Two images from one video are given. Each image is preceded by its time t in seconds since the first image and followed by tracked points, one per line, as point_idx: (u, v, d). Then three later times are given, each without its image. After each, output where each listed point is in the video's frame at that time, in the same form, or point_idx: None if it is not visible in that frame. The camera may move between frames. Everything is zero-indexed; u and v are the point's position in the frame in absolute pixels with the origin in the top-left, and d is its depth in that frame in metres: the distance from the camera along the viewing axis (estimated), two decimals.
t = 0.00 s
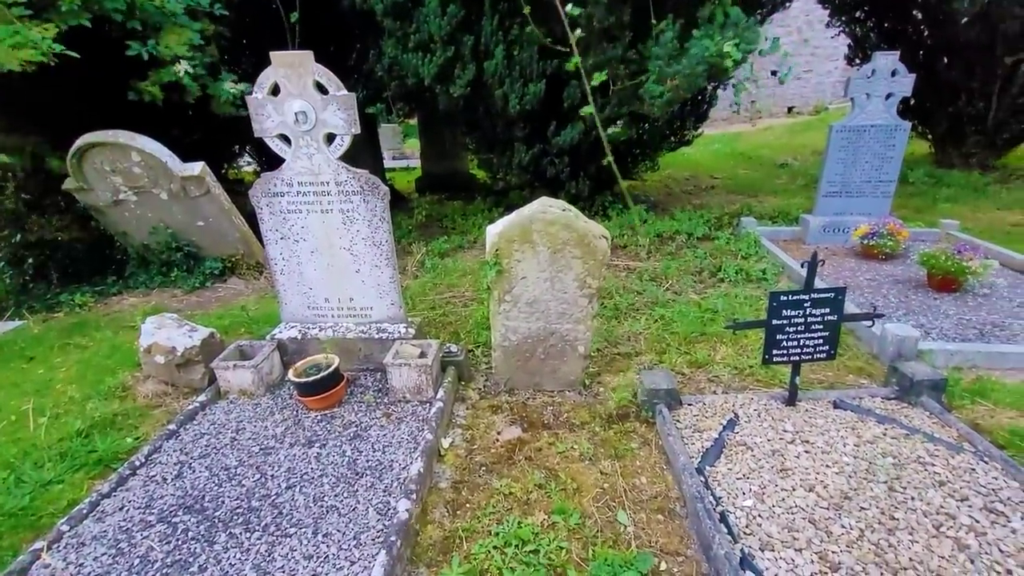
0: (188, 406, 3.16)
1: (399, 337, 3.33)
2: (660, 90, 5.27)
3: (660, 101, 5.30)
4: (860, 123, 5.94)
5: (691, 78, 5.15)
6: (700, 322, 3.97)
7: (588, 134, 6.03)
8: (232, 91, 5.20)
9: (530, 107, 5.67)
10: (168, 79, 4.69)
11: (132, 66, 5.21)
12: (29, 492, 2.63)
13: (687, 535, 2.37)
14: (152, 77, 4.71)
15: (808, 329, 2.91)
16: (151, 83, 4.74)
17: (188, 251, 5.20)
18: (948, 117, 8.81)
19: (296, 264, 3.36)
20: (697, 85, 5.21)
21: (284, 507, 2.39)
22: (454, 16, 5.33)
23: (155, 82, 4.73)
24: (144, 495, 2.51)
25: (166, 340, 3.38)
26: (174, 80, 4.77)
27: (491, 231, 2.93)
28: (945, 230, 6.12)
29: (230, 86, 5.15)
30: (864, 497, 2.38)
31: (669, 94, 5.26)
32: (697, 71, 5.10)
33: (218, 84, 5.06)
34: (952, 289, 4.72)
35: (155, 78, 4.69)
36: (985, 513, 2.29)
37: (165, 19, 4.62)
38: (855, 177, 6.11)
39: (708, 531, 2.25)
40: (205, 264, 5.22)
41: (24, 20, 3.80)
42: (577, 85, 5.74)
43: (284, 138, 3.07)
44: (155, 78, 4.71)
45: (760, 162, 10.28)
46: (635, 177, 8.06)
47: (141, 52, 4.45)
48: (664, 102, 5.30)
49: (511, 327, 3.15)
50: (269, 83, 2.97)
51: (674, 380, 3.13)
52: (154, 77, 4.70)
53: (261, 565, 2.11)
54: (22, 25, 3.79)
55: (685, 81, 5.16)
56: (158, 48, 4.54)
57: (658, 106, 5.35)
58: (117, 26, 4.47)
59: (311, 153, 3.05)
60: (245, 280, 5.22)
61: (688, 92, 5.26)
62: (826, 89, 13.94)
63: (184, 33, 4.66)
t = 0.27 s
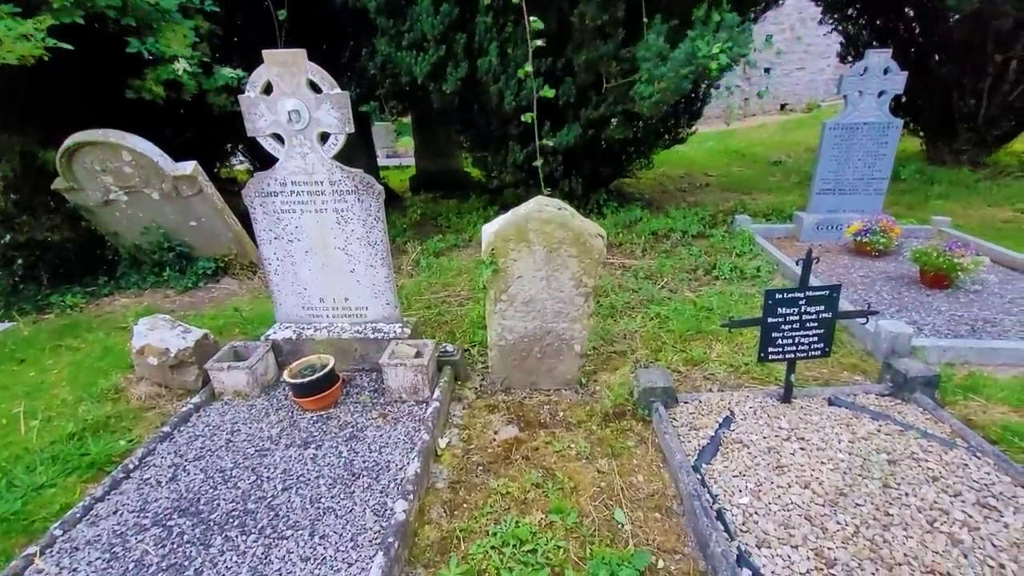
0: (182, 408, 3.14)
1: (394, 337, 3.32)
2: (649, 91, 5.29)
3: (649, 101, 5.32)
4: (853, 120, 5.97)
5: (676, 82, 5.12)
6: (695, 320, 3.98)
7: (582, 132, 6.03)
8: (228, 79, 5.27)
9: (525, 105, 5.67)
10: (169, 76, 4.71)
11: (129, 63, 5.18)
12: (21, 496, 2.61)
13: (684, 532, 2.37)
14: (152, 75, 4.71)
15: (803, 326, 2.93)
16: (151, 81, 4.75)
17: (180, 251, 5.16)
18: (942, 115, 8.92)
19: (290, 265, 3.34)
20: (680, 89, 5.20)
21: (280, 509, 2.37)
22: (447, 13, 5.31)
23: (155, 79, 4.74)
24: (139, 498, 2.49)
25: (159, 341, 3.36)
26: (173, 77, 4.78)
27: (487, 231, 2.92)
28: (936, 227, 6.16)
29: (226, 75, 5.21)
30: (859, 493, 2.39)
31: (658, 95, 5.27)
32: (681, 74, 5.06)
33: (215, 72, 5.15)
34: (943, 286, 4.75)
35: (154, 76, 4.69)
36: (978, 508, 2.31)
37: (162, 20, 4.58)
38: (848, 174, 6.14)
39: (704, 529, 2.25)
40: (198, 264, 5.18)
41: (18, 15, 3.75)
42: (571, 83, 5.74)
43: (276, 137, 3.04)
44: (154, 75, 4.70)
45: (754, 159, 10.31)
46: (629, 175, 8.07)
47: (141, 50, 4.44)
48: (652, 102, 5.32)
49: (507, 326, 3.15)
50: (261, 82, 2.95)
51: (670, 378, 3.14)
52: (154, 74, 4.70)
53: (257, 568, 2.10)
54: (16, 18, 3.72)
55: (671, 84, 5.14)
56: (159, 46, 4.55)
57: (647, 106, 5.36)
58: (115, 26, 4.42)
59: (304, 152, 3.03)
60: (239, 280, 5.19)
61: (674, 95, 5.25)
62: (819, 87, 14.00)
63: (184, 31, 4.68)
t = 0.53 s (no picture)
0: (176, 410, 3.13)
1: (390, 336, 3.31)
2: (638, 86, 5.30)
3: (638, 97, 5.33)
4: (846, 118, 5.99)
5: (664, 74, 5.12)
6: (690, 318, 3.99)
7: (577, 131, 6.04)
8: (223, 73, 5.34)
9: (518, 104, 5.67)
10: (166, 76, 4.73)
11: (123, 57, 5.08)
12: (14, 499, 2.59)
13: (680, 529, 2.38)
14: (146, 73, 4.69)
15: (798, 324, 2.94)
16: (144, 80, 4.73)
17: (174, 251, 5.14)
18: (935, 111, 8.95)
19: (285, 264, 3.33)
20: (671, 81, 5.19)
21: (277, 509, 2.37)
22: (442, 12, 5.30)
23: (149, 79, 4.74)
24: (134, 500, 2.48)
25: (153, 342, 3.34)
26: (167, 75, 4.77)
27: (482, 229, 2.92)
28: (929, 224, 6.19)
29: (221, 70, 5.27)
30: (853, 489, 2.41)
31: (647, 91, 5.27)
32: (669, 67, 5.08)
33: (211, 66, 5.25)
34: (936, 282, 4.78)
35: (150, 75, 4.68)
36: (970, 503, 2.32)
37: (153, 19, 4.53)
38: (841, 171, 6.17)
39: (700, 526, 2.26)
40: (192, 264, 5.16)
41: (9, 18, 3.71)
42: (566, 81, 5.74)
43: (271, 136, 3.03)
44: (149, 74, 4.69)
45: (748, 157, 10.35)
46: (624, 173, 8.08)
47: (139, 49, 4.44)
48: (642, 97, 5.32)
49: (503, 325, 3.15)
50: (255, 81, 2.93)
51: (665, 376, 3.15)
52: (149, 73, 4.70)
53: (254, 568, 2.09)
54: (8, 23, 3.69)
55: (661, 78, 5.14)
56: (155, 45, 4.54)
57: (636, 101, 5.37)
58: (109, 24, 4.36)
59: (299, 152, 3.02)
60: (233, 279, 5.17)
61: (665, 89, 5.25)
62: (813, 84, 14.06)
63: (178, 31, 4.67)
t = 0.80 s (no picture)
0: (171, 412, 3.13)
1: (385, 338, 3.32)
2: (633, 83, 5.32)
3: (634, 93, 5.34)
4: (839, 118, 6.03)
5: (663, 68, 5.16)
6: (684, 318, 4.01)
7: (572, 130, 6.06)
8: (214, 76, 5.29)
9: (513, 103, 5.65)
10: (153, 73, 4.69)
11: (114, 57, 5.04)
12: (8, 503, 2.59)
13: (673, 528, 2.40)
14: (136, 72, 4.66)
15: (789, 324, 2.96)
16: (134, 78, 4.69)
17: (168, 252, 5.12)
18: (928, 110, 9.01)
19: (280, 266, 3.33)
20: (669, 77, 5.22)
21: (272, 511, 2.38)
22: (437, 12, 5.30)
23: (140, 77, 4.71)
24: (129, 503, 2.48)
25: (147, 345, 3.34)
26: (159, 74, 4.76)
27: (477, 231, 2.94)
28: (921, 223, 6.24)
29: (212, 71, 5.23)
30: (843, 488, 2.43)
31: (643, 87, 5.30)
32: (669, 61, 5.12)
33: (203, 68, 5.22)
34: (928, 281, 4.82)
35: (139, 73, 4.65)
36: (958, 501, 2.35)
37: (145, 20, 4.50)
38: (834, 171, 6.21)
39: (693, 525, 2.28)
40: (186, 265, 5.14)
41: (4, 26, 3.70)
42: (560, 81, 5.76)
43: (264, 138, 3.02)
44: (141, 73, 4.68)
45: (742, 156, 10.39)
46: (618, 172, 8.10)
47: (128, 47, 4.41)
48: (638, 94, 5.34)
49: (497, 326, 3.16)
50: (248, 83, 2.93)
51: (659, 376, 3.17)
52: (138, 71, 4.66)
53: (250, 571, 2.10)
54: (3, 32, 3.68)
55: (658, 73, 5.16)
56: (147, 44, 4.52)
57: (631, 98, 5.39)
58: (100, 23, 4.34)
59: (293, 154, 3.02)
60: (228, 280, 5.16)
61: (661, 84, 5.27)
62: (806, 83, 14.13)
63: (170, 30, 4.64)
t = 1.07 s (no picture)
0: (168, 413, 3.15)
1: (381, 338, 3.36)
2: (629, 82, 5.38)
3: (629, 93, 5.40)
4: (831, 119, 6.09)
5: (659, 66, 5.23)
6: (678, 318, 4.05)
7: (566, 131, 6.10)
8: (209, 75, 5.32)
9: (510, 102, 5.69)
10: (151, 76, 4.71)
11: (109, 59, 5.05)
12: (6, 504, 2.61)
13: (665, 525, 2.44)
14: (133, 75, 4.68)
15: (779, 323, 3.01)
16: (132, 80, 4.72)
17: (163, 253, 5.13)
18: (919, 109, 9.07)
19: (276, 268, 3.36)
20: (665, 73, 5.29)
21: (270, 511, 2.41)
22: (431, 14, 5.33)
23: (137, 80, 4.73)
24: (127, 503, 2.51)
25: (143, 346, 3.37)
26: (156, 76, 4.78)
27: (471, 232, 2.97)
28: (911, 222, 6.31)
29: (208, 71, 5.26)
30: (831, 484, 2.48)
31: (637, 86, 5.37)
32: (664, 59, 5.19)
33: (198, 68, 5.25)
34: (917, 281, 4.89)
35: (136, 76, 4.67)
36: (942, 496, 2.40)
37: (140, 22, 4.52)
38: (826, 171, 6.27)
39: (683, 521, 2.32)
40: (181, 266, 5.16)
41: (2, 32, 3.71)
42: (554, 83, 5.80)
43: (260, 141, 3.05)
44: (138, 75, 4.69)
45: (736, 156, 10.45)
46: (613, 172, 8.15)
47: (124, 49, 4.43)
48: (633, 93, 5.39)
49: (492, 327, 3.20)
50: (243, 86, 2.95)
51: (652, 375, 3.21)
52: (135, 74, 4.68)
53: (248, 569, 2.13)
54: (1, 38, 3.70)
55: (653, 71, 5.24)
56: (143, 45, 4.54)
57: (626, 97, 5.44)
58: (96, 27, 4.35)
59: (289, 156, 3.05)
60: (224, 282, 5.18)
61: (656, 81, 5.34)
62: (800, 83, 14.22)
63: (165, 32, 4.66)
